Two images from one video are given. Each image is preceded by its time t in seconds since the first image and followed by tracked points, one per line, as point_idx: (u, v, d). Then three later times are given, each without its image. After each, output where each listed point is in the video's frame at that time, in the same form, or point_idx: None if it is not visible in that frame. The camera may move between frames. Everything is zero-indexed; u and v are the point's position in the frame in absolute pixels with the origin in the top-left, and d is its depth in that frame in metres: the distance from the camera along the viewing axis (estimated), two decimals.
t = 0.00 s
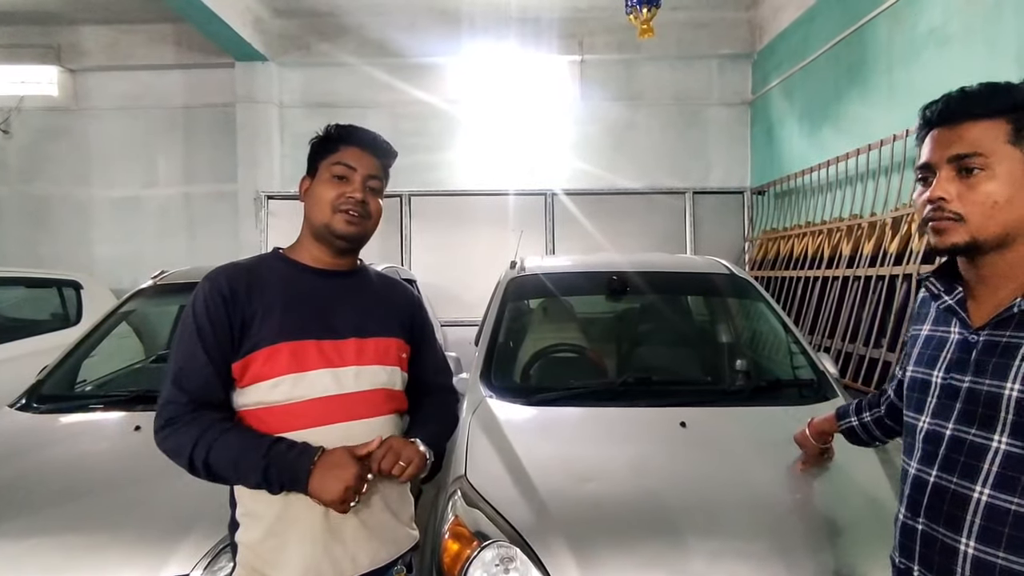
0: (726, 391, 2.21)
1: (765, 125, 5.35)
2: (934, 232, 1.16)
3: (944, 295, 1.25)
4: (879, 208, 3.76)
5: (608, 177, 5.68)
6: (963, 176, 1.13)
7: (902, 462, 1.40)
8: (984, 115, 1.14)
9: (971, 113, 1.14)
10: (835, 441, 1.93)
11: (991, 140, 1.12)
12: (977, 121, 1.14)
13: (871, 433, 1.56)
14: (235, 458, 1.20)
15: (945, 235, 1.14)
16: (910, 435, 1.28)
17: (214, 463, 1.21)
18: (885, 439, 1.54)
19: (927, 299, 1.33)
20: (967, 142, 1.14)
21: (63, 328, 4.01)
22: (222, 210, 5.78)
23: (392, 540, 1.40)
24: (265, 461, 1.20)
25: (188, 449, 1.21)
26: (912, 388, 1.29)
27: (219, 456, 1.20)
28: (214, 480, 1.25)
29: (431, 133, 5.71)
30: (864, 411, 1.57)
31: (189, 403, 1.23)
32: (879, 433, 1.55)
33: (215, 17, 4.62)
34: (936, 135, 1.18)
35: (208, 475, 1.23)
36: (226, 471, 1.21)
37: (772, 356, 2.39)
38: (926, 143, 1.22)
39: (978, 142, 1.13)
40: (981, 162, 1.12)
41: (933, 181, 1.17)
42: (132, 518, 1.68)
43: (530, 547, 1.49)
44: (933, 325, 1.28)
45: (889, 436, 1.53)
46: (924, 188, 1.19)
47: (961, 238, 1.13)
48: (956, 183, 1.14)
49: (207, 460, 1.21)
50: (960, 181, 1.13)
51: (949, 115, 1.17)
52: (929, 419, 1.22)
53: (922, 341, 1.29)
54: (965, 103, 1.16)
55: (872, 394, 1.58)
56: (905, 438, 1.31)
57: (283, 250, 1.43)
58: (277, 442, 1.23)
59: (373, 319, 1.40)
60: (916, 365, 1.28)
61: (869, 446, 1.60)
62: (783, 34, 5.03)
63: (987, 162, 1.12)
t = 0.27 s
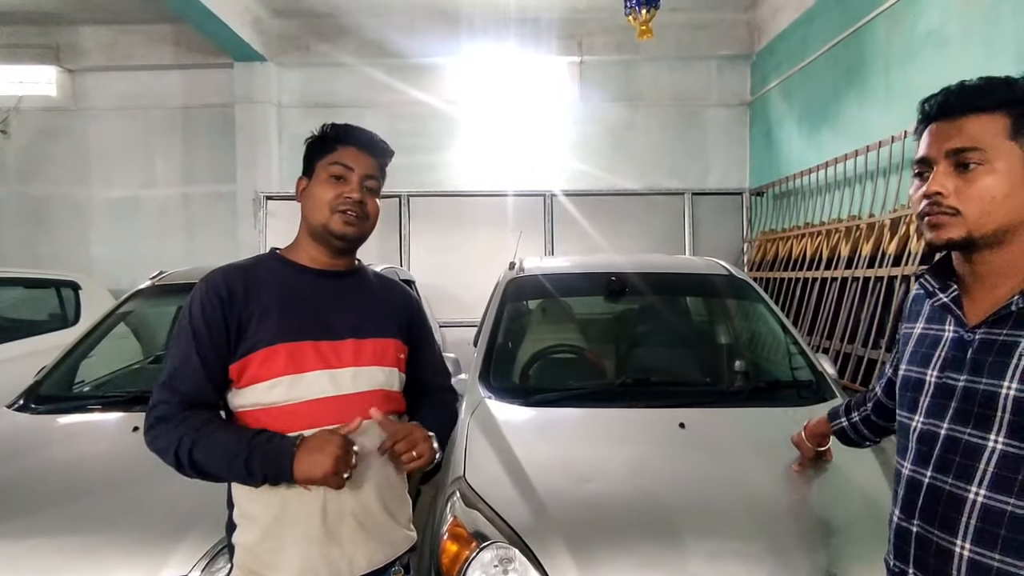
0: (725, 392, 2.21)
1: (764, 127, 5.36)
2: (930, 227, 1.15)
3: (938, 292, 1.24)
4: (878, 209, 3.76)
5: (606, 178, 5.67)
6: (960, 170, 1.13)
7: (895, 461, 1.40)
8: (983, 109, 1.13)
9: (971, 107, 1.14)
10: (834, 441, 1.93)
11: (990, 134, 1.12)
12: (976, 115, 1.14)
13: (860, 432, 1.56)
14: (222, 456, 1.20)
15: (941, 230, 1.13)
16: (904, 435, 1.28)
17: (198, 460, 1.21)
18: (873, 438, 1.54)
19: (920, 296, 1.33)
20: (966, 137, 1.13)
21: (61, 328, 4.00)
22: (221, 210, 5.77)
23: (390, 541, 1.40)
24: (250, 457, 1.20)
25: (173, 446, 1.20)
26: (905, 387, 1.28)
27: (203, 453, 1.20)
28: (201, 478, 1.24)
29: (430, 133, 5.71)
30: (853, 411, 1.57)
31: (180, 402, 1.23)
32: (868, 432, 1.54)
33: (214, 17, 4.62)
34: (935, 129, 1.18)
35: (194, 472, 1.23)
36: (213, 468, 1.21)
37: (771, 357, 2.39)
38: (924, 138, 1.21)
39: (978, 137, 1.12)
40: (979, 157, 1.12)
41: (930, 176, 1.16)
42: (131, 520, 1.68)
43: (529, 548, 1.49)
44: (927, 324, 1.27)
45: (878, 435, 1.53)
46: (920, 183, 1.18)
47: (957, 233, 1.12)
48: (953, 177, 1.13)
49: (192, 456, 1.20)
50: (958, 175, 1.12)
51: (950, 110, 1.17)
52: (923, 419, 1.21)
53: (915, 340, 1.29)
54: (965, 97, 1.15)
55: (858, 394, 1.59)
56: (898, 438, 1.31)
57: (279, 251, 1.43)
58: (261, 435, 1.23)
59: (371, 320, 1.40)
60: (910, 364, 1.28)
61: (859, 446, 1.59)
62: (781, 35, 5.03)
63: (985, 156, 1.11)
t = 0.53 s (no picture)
0: (724, 393, 2.21)
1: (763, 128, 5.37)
2: (925, 226, 1.15)
3: (935, 289, 1.24)
4: (877, 210, 3.77)
5: (606, 178, 5.68)
6: (956, 168, 1.13)
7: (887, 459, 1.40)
8: (980, 106, 1.13)
9: (969, 104, 1.14)
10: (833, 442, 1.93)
11: (987, 132, 1.12)
12: (974, 111, 1.13)
13: (856, 431, 1.56)
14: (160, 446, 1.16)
15: (936, 229, 1.13)
16: (897, 434, 1.27)
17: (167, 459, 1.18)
18: (870, 436, 1.54)
19: (915, 293, 1.32)
20: (963, 133, 1.13)
21: (60, 329, 4.00)
22: (220, 210, 5.77)
23: (387, 542, 1.40)
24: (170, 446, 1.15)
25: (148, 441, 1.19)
26: (899, 385, 1.28)
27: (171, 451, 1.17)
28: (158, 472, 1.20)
29: (429, 134, 5.71)
30: (846, 411, 1.58)
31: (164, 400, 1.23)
32: (863, 429, 1.55)
33: (213, 17, 4.62)
34: (932, 127, 1.18)
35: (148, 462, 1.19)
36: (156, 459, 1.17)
37: (770, 357, 2.39)
38: (922, 134, 1.21)
39: (974, 134, 1.12)
40: (974, 154, 1.11)
41: (925, 175, 1.17)
42: (129, 520, 1.67)
43: (528, 549, 1.49)
44: (920, 321, 1.27)
45: (874, 433, 1.53)
46: (917, 180, 1.18)
47: (952, 231, 1.12)
48: (949, 175, 1.13)
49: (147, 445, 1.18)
50: (953, 173, 1.12)
51: (947, 104, 1.16)
52: (916, 418, 1.21)
53: (909, 337, 1.29)
54: (964, 93, 1.15)
55: (850, 393, 1.59)
56: (891, 437, 1.31)
57: (277, 251, 1.43)
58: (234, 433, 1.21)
59: (368, 321, 1.40)
60: (904, 362, 1.28)
61: (858, 445, 1.59)
62: (780, 36, 5.04)
63: (981, 154, 1.11)
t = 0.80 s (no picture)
0: (724, 393, 2.21)
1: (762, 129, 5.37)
2: (922, 228, 1.15)
3: (932, 289, 1.23)
4: (876, 211, 3.77)
5: (605, 179, 5.68)
6: (952, 169, 1.12)
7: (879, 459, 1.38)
8: (977, 107, 1.13)
9: (966, 104, 1.13)
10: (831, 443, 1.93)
11: (985, 132, 1.11)
12: (972, 112, 1.13)
13: (850, 430, 1.54)
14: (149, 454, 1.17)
15: (932, 230, 1.13)
16: (891, 435, 1.26)
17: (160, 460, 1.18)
18: (864, 435, 1.53)
19: (909, 292, 1.31)
20: (961, 134, 1.13)
21: (59, 329, 3.99)
22: (220, 210, 5.77)
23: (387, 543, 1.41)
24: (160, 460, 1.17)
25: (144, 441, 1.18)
26: (893, 385, 1.26)
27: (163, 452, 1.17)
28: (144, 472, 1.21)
29: (429, 135, 5.71)
30: (838, 411, 1.57)
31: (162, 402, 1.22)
32: (857, 428, 1.53)
33: (213, 18, 4.62)
34: (930, 127, 1.17)
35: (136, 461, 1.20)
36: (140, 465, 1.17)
37: (769, 358, 2.40)
38: (920, 134, 1.21)
39: (972, 135, 1.12)
40: (971, 155, 1.11)
41: (923, 175, 1.16)
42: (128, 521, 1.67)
43: (527, 550, 1.49)
44: (915, 320, 1.26)
45: (867, 431, 1.52)
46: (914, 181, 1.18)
47: (947, 233, 1.12)
48: (945, 176, 1.13)
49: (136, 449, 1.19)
50: (950, 174, 1.12)
51: (946, 104, 1.16)
52: (911, 419, 1.20)
53: (904, 337, 1.27)
54: (962, 93, 1.15)
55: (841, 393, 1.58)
56: (885, 438, 1.29)
57: (275, 252, 1.42)
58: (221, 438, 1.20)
59: (366, 323, 1.40)
60: (898, 362, 1.26)
61: (852, 444, 1.57)
62: (779, 37, 5.04)
63: (978, 155, 1.11)
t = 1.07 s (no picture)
0: (723, 394, 2.21)
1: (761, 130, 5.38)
2: (922, 232, 1.14)
3: (932, 291, 1.22)
4: (874, 212, 3.77)
5: (604, 179, 5.69)
6: (952, 172, 1.11)
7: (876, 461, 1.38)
8: (979, 109, 1.12)
9: (967, 107, 1.12)
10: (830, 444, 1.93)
11: (985, 135, 1.10)
12: (972, 114, 1.12)
13: (848, 432, 1.54)
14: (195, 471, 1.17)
15: (932, 234, 1.12)
16: (889, 438, 1.25)
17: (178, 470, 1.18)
18: (863, 438, 1.53)
19: (907, 294, 1.31)
20: (961, 137, 1.12)
21: (57, 329, 3.99)
22: (218, 210, 5.77)
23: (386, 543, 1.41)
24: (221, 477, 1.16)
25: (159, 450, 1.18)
26: (891, 387, 1.26)
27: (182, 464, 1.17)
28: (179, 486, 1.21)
29: (428, 135, 5.71)
30: (836, 414, 1.57)
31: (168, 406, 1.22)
32: (856, 430, 1.53)
33: (212, 18, 4.61)
34: (931, 130, 1.17)
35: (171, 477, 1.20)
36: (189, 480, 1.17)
37: (768, 358, 2.40)
38: (921, 137, 1.20)
39: (973, 137, 1.11)
40: (972, 158, 1.10)
41: (923, 178, 1.16)
42: (127, 522, 1.67)
43: (526, 550, 1.49)
44: (913, 322, 1.25)
45: (865, 434, 1.52)
46: (915, 184, 1.17)
47: (947, 237, 1.11)
48: (945, 179, 1.12)
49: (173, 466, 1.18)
50: (950, 177, 1.11)
51: (947, 107, 1.15)
52: (910, 423, 1.19)
53: (902, 339, 1.27)
54: (962, 95, 1.14)
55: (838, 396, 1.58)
56: (882, 440, 1.29)
57: (272, 252, 1.42)
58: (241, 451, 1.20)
59: (364, 324, 1.39)
60: (896, 364, 1.26)
61: (853, 446, 1.57)
62: (778, 38, 5.05)
63: (979, 158, 1.10)
